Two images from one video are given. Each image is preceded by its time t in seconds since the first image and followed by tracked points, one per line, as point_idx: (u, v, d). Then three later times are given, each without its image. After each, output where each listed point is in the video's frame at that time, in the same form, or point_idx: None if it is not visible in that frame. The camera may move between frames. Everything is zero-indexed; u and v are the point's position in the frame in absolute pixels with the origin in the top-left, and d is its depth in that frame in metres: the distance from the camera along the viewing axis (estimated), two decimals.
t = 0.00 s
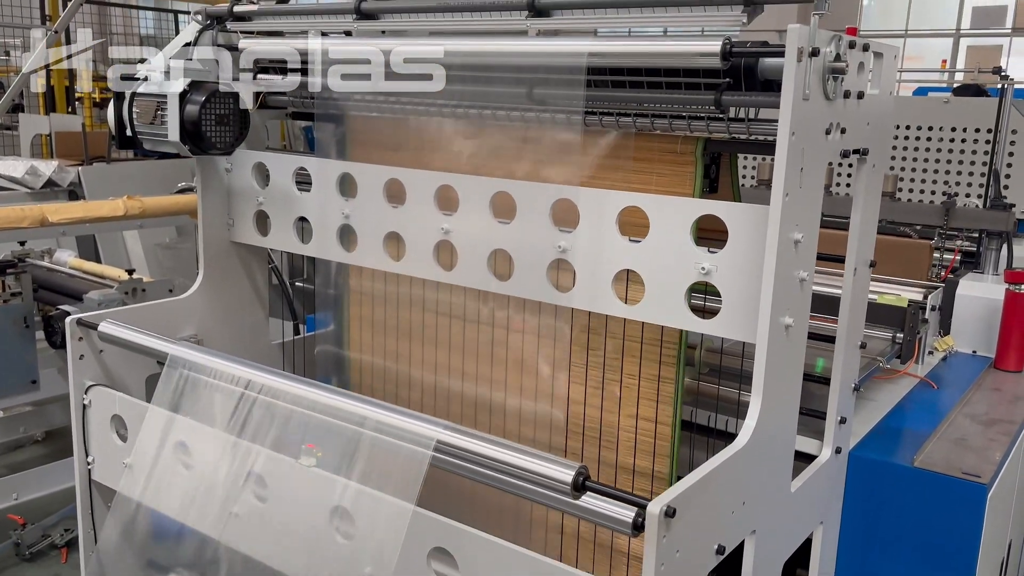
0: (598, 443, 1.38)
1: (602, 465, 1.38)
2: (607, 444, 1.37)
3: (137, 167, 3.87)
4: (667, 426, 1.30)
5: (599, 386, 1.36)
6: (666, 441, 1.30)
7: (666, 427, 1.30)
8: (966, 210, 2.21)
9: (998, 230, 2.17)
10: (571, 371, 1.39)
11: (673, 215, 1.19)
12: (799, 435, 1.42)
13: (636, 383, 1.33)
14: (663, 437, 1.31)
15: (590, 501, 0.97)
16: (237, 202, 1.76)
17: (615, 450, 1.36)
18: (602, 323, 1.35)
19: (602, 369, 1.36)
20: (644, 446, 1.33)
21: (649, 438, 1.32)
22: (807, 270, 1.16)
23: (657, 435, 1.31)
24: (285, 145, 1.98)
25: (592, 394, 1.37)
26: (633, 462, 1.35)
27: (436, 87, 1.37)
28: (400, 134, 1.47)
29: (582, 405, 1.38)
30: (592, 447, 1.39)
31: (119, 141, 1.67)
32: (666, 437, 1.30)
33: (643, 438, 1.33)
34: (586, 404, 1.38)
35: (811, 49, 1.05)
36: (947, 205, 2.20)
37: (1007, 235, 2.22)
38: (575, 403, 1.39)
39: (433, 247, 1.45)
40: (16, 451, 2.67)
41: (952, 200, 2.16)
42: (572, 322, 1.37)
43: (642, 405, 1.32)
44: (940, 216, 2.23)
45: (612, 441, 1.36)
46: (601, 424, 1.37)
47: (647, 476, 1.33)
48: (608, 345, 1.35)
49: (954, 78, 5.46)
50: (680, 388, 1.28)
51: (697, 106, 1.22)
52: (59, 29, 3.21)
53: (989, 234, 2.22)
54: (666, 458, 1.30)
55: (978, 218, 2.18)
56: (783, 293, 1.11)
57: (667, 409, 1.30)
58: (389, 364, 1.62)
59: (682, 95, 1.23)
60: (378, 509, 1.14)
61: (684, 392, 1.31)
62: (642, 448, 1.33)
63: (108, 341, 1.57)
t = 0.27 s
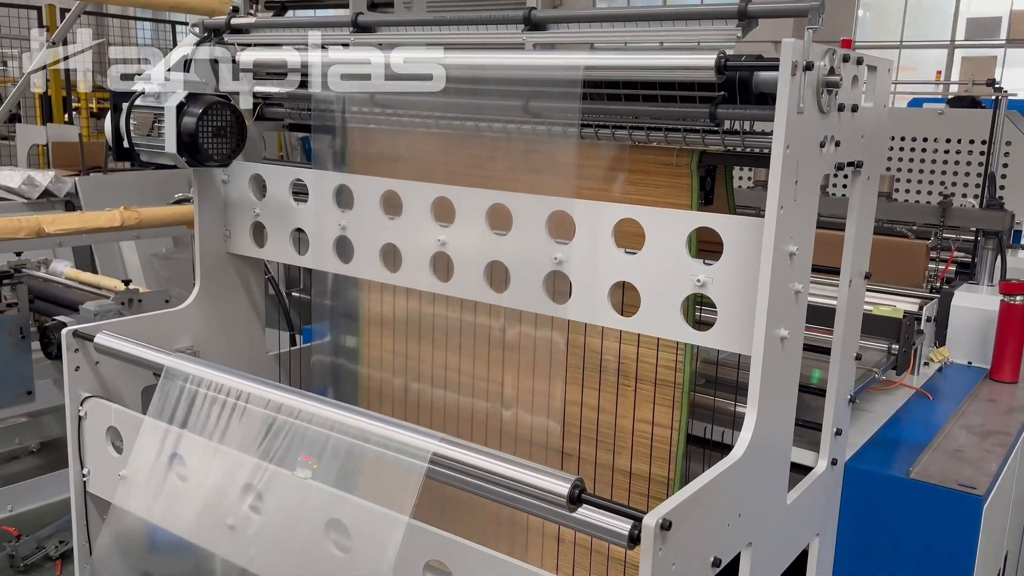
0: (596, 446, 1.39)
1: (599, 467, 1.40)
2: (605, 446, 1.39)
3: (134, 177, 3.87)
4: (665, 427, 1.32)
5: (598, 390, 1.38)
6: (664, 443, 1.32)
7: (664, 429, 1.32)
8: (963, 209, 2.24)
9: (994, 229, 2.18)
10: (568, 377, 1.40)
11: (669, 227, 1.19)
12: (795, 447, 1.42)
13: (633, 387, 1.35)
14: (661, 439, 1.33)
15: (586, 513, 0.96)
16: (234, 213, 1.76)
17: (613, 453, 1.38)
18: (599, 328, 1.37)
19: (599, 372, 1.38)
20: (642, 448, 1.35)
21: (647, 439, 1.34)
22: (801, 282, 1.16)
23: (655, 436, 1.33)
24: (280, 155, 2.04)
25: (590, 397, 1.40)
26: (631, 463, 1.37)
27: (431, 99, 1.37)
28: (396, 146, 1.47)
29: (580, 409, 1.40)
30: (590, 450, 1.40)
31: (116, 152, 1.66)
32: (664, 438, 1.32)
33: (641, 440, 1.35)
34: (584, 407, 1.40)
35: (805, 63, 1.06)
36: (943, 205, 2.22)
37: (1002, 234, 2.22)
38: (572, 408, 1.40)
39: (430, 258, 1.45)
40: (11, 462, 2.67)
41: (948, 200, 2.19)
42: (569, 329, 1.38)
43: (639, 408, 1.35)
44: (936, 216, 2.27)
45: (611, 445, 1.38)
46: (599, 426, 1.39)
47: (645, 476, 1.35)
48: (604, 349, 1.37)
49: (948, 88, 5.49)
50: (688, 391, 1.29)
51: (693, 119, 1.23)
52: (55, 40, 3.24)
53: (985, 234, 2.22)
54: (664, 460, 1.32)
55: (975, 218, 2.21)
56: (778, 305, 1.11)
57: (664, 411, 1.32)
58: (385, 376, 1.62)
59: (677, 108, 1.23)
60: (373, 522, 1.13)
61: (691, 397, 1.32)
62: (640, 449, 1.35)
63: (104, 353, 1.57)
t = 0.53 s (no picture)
0: (591, 466, 1.39)
1: (593, 488, 1.39)
2: (600, 466, 1.38)
3: (131, 188, 3.88)
4: (659, 447, 1.32)
5: (593, 408, 1.38)
6: (658, 462, 1.32)
7: (658, 449, 1.32)
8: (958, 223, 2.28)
9: (987, 243, 2.19)
10: (564, 393, 1.40)
11: (664, 239, 1.20)
12: (790, 458, 1.42)
13: (628, 406, 1.35)
14: (654, 458, 1.33)
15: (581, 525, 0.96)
16: (231, 224, 1.76)
17: (607, 473, 1.37)
18: (595, 345, 1.37)
19: (594, 391, 1.38)
20: (636, 468, 1.35)
21: (641, 459, 1.34)
22: (795, 293, 1.17)
23: (649, 456, 1.33)
24: (279, 165, 2.06)
25: (585, 416, 1.39)
26: (625, 484, 1.36)
27: (428, 111, 1.38)
28: (392, 156, 1.48)
29: (574, 428, 1.40)
30: (584, 470, 1.40)
31: (113, 163, 1.68)
32: (658, 458, 1.32)
33: (635, 460, 1.35)
34: (579, 426, 1.39)
35: (799, 76, 1.07)
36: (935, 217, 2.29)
37: (998, 248, 2.21)
38: (567, 425, 1.40)
39: (426, 268, 1.45)
40: (7, 473, 2.66)
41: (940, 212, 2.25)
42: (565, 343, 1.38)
43: (633, 427, 1.34)
44: (930, 229, 2.32)
45: (605, 462, 1.37)
46: (593, 446, 1.38)
47: (639, 498, 1.35)
48: (600, 365, 1.37)
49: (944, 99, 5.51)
50: (672, 415, 1.30)
51: (687, 131, 1.23)
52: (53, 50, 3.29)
53: (979, 248, 2.22)
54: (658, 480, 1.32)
55: (968, 231, 2.24)
56: (773, 317, 1.12)
57: (659, 431, 1.32)
58: (381, 388, 1.62)
59: (671, 121, 1.24)
60: (368, 533, 1.13)
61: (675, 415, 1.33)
62: (634, 469, 1.35)
63: (100, 363, 1.57)
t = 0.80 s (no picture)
0: (587, 477, 1.38)
1: (590, 500, 1.38)
2: (596, 478, 1.37)
3: (129, 197, 3.89)
4: (655, 460, 1.31)
5: (589, 420, 1.37)
6: (655, 475, 1.31)
7: (654, 462, 1.31)
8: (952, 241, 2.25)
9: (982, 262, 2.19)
10: (559, 405, 1.39)
11: (661, 250, 1.20)
12: (787, 468, 1.43)
13: (624, 418, 1.33)
14: (650, 471, 1.31)
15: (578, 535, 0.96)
16: (229, 234, 1.77)
17: (603, 485, 1.36)
18: (591, 357, 1.36)
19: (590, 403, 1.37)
20: (633, 481, 1.33)
21: (637, 472, 1.33)
22: (791, 304, 1.17)
23: (645, 469, 1.32)
24: (277, 176, 2.03)
25: (581, 428, 1.38)
26: (621, 496, 1.35)
27: (426, 122, 1.39)
28: (390, 166, 1.48)
29: (570, 439, 1.39)
30: (580, 482, 1.39)
31: (112, 173, 1.68)
32: (654, 471, 1.31)
33: (631, 473, 1.34)
34: (575, 438, 1.38)
35: (794, 88, 1.07)
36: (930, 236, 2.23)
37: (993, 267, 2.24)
38: (563, 436, 1.39)
39: (424, 278, 1.46)
40: (3, 482, 2.65)
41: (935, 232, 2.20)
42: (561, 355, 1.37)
43: (630, 440, 1.33)
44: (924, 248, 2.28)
45: (601, 473, 1.36)
46: (590, 458, 1.37)
47: (636, 509, 1.33)
48: (596, 378, 1.36)
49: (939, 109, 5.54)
50: (665, 424, 1.29)
51: (682, 143, 1.25)
52: (53, 59, 3.39)
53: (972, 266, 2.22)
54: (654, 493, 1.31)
55: (961, 250, 2.22)
56: (769, 327, 1.12)
57: (655, 444, 1.30)
58: (378, 398, 1.62)
59: (667, 132, 1.25)
60: (365, 543, 1.13)
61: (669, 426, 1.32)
62: (631, 481, 1.34)
63: (98, 373, 1.57)
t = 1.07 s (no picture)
0: (586, 474, 1.41)
1: (590, 497, 1.41)
2: (596, 476, 1.40)
3: (128, 206, 3.90)
4: (654, 457, 1.33)
5: (589, 419, 1.39)
6: (654, 472, 1.33)
7: (653, 459, 1.33)
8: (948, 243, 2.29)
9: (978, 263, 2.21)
10: (558, 408, 1.41)
11: (658, 259, 1.21)
12: (784, 478, 1.43)
13: (623, 417, 1.36)
14: (648, 467, 1.34)
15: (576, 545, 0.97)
16: (227, 244, 1.77)
17: (602, 481, 1.39)
18: (589, 359, 1.38)
19: (589, 402, 1.39)
20: (632, 478, 1.36)
21: (637, 469, 1.35)
22: (787, 314, 1.18)
23: (645, 466, 1.34)
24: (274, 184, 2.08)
25: (580, 427, 1.40)
26: (620, 493, 1.38)
27: (424, 133, 1.40)
28: (388, 177, 1.49)
29: (569, 439, 1.41)
30: (580, 479, 1.41)
31: (111, 183, 1.68)
32: (654, 468, 1.33)
33: (631, 469, 1.36)
34: (574, 437, 1.41)
35: (790, 101, 1.08)
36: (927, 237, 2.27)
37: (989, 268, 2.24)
38: (562, 436, 1.41)
39: (422, 288, 1.46)
40: None
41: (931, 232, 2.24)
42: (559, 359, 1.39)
43: (629, 438, 1.35)
44: (921, 249, 2.31)
45: (601, 472, 1.39)
46: (589, 456, 1.40)
47: (634, 506, 1.36)
48: (595, 380, 1.38)
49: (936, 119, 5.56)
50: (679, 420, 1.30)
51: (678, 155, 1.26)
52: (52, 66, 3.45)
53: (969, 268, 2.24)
54: (653, 489, 1.33)
55: (958, 251, 2.25)
56: (765, 338, 1.13)
57: (654, 441, 1.33)
58: (376, 406, 1.63)
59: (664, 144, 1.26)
60: (363, 552, 1.13)
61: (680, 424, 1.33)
62: (630, 479, 1.36)
63: (96, 383, 1.58)
